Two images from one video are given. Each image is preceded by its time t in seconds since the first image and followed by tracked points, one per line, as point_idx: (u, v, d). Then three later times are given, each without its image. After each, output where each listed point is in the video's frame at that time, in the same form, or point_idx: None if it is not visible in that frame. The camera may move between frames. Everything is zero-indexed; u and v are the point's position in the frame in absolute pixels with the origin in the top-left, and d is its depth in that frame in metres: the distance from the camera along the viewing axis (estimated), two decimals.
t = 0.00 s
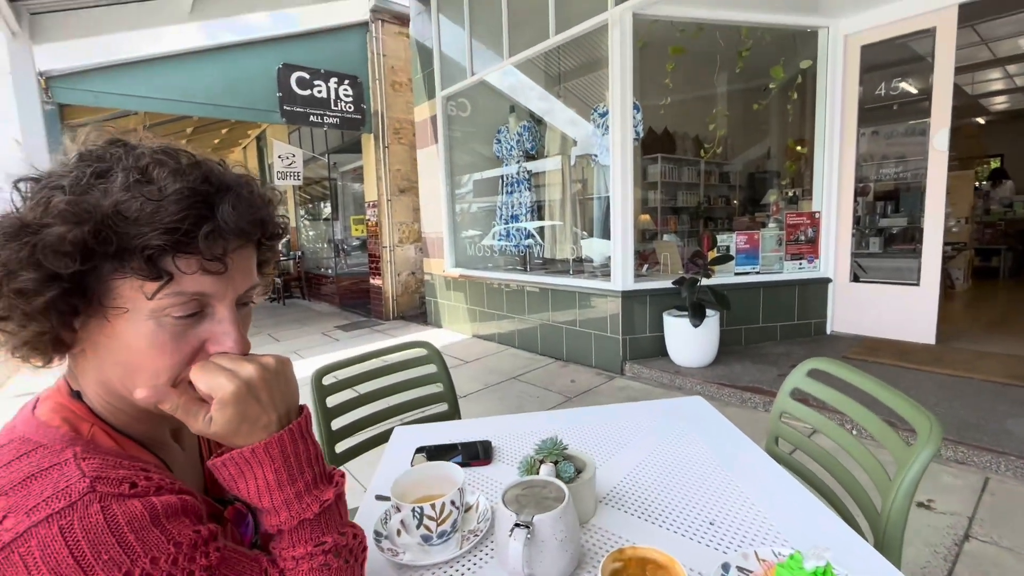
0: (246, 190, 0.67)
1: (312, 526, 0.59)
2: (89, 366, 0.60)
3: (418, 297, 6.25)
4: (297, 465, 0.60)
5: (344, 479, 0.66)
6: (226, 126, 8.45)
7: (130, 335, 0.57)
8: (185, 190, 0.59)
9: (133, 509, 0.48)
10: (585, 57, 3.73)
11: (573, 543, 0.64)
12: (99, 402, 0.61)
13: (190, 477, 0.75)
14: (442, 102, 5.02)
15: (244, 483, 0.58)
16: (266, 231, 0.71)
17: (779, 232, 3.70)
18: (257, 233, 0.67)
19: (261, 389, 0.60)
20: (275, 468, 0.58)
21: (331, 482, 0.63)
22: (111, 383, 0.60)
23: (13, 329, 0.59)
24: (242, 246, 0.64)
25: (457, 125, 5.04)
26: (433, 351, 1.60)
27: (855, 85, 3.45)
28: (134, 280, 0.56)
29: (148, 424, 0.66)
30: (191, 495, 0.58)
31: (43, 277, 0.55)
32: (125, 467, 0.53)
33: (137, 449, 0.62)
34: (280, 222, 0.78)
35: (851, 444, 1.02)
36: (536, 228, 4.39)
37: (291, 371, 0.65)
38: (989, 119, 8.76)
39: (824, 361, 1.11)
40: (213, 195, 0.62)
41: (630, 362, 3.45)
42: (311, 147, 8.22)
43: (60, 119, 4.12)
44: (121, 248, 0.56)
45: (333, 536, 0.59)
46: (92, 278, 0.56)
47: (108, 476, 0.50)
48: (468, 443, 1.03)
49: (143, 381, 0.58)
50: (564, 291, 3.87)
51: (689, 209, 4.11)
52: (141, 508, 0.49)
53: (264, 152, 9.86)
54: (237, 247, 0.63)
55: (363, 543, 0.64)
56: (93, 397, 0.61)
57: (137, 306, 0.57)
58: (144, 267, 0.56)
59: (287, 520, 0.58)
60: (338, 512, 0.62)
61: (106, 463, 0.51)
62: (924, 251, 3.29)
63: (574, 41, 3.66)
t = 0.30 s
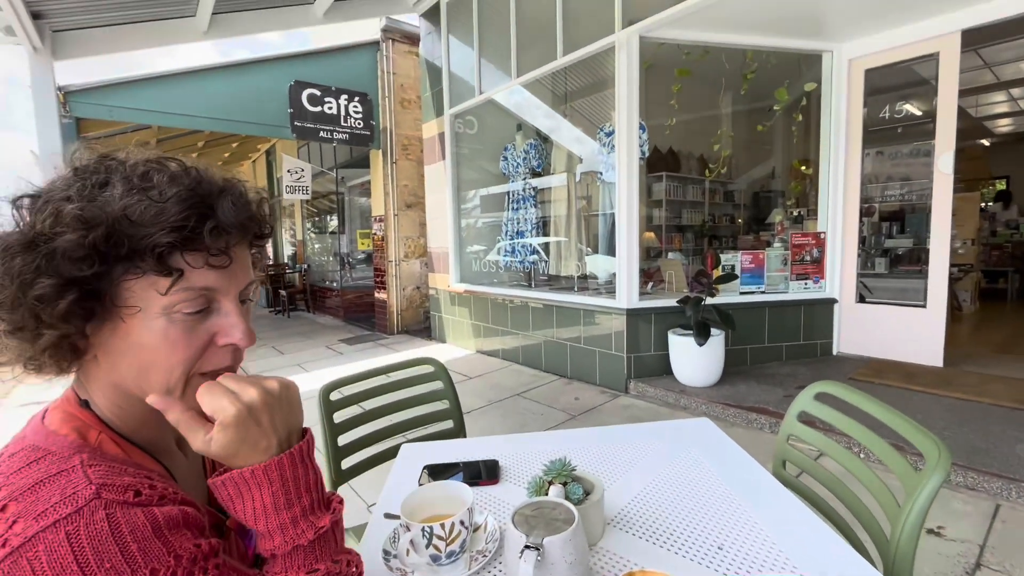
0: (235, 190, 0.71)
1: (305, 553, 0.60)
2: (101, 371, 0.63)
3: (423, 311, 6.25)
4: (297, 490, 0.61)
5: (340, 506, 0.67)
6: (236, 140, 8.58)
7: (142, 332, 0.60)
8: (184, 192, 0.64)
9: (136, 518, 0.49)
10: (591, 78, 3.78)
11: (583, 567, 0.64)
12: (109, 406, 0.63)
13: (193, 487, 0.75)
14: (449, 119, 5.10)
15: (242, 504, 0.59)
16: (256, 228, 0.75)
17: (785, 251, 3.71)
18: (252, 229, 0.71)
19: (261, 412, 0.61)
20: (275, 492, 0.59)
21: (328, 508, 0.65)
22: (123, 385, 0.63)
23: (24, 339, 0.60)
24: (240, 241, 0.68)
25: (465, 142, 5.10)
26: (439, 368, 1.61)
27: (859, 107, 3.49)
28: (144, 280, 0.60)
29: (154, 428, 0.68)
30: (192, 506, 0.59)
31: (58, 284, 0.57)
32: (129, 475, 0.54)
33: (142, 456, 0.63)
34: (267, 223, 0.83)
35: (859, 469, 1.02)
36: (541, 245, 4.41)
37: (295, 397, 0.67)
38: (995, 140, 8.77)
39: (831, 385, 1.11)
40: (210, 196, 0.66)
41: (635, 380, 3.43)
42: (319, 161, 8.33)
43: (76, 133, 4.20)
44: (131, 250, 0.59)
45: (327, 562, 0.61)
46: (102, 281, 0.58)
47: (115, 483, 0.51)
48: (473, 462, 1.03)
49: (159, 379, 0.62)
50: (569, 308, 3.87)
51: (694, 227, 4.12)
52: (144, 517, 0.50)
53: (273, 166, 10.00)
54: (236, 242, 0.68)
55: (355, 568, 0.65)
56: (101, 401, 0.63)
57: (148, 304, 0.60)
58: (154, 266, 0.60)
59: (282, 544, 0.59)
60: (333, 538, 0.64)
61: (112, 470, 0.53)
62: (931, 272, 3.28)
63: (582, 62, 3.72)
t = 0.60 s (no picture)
0: (206, 185, 0.76)
1: (280, 562, 0.61)
2: (93, 364, 0.64)
3: (426, 323, 6.26)
4: (277, 497, 0.62)
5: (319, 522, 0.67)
6: (245, 152, 8.69)
7: (134, 318, 0.62)
8: (160, 185, 0.68)
9: (111, 513, 0.50)
10: (596, 94, 3.83)
11: None
12: (97, 401, 0.65)
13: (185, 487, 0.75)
14: (456, 133, 5.17)
15: (222, 508, 0.60)
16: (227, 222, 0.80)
17: (789, 267, 3.71)
18: (225, 220, 0.76)
19: (248, 415, 0.64)
20: (256, 498, 0.60)
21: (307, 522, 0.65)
22: (115, 374, 0.64)
23: (17, 336, 0.60)
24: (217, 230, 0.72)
25: (471, 156, 5.15)
26: (444, 381, 1.62)
27: (862, 124, 3.53)
28: (134, 266, 0.62)
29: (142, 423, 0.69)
30: (173, 507, 0.60)
31: (53, 277, 0.58)
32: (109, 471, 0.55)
33: (128, 452, 0.64)
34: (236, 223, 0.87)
35: (864, 487, 1.02)
36: (546, 258, 4.43)
37: (285, 404, 0.69)
38: (1000, 158, 8.79)
39: (836, 402, 1.11)
40: (185, 189, 0.70)
41: (638, 396, 3.42)
42: (327, 174, 8.42)
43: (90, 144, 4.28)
44: (119, 239, 0.61)
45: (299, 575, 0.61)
46: (93, 269, 0.60)
47: (94, 476, 0.52)
48: (474, 475, 1.03)
49: (152, 365, 0.64)
50: (573, 322, 3.88)
51: (698, 242, 4.14)
52: (119, 511, 0.51)
53: (280, 177, 10.10)
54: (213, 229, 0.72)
55: None
56: (90, 396, 0.65)
57: (139, 290, 0.62)
58: (142, 251, 0.62)
59: (256, 551, 0.60)
60: (308, 554, 0.64)
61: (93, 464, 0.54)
62: (936, 289, 3.27)
63: (588, 78, 3.77)
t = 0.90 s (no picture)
0: (200, 203, 0.77)
1: None
2: (66, 366, 0.62)
3: (428, 334, 6.26)
4: (229, 555, 0.59)
5: None
6: (249, 162, 8.76)
7: (122, 325, 0.61)
8: (162, 201, 0.68)
9: (35, 536, 0.49)
10: (599, 107, 3.86)
11: None
12: (61, 405, 0.62)
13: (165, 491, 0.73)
14: (459, 145, 5.21)
15: (174, 547, 0.58)
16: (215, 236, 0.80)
17: (790, 281, 3.71)
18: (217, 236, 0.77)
19: (230, 464, 0.61)
20: (209, 553, 0.58)
21: None
22: (90, 378, 0.62)
23: None
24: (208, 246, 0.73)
25: (474, 168, 5.19)
26: (445, 394, 1.62)
27: (863, 139, 3.55)
28: (129, 275, 0.61)
29: (114, 434, 0.66)
30: (119, 529, 0.57)
31: (51, 279, 0.56)
32: (52, 476, 0.54)
33: (91, 466, 0.61)
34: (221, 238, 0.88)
35: (867, 505, 1.01)
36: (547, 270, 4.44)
37: (270, 463, 0.66)
38: (1001, 174, 8.85)
39: (838, 418, 1.11)
40: (184, 206, 0.71)
41: (640, 409, 3.41)
42: (330, 184, 8.49)
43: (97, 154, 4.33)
44: (123, 249, 0.61)
45: None
46: (92, 275, 0.59)
47: (29, 491, 0.51)
48: (475, 489, 1.04)
49: (131, 371, 0.62)
50: (574, 334, 3.87)
51: (700, 255, 4.15)
52: (43, 529, 0.50)
53: (284, 188, 10.17)
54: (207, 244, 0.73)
55: None
56: (53, 399, 0.62)
57: (132, 297, 0.62)
58: (142, 262, 0.62)
59: None
60: None
61: (35, 475, 0.53)
62: (939, 303, 3.25)
63: (590, 93, 3.81)
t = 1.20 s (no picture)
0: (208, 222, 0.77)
1: None
2: (51, 373, 0.60)
3: (429, 342, 6.25)
4: None
5: None
6: (253, 170, 8.81)
7: (117, 337, 0.60)
8: (174, 220, 0.69)
9: None
10: (600, 117, 3.88)
11: None
12: (36, 414, 0.59)
13: (135, 491, 0.71)
14: (462, 154, 5.24)
15: None
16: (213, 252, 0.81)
17: (792, 290, 3.71)
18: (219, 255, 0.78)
19: None
20: None
21: None
22: (75, 387, 0.60)
23: None
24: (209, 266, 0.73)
25: (476, 176, 5.22)
26: (446, 402, 1.62)
27: (863, 150, 3.57)
28: (133, 288, 0.61)
29: (96, 448, 0.64)
30: (77, 550, 0.53)
31: (62, 288, 0.56)
32: (7, 490, 0.51)
33: (62, 482, 0.57)
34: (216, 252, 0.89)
35: (871, 518, 1.00)
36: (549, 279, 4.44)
37: None
38: (1002, 184, 8.89)
39: (841, 429, 1.11)
40: (195, 226, 0.71)
41: (641, 419, 3.39)
42: (333, 192, 8.53)
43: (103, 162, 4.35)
44: (135, 264, 0.61)
45: None
46: (99, 287, 0.58)
47: None
48: (475, 499, 1.03)
49: (118, 381, 0.61)
50: (575, 342, 3.86)
51: (701, 264, 4.15)
52: None
53: (287, 195, 10.21)
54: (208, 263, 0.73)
55: None
56: (30, 406, 0.59)
57: (132, 310, 0.61)
58: (150, 278, 0.62)
59: None
60: None
61: None
62: (941, 314, 3.24)
63: (592, 102, 3.83)
